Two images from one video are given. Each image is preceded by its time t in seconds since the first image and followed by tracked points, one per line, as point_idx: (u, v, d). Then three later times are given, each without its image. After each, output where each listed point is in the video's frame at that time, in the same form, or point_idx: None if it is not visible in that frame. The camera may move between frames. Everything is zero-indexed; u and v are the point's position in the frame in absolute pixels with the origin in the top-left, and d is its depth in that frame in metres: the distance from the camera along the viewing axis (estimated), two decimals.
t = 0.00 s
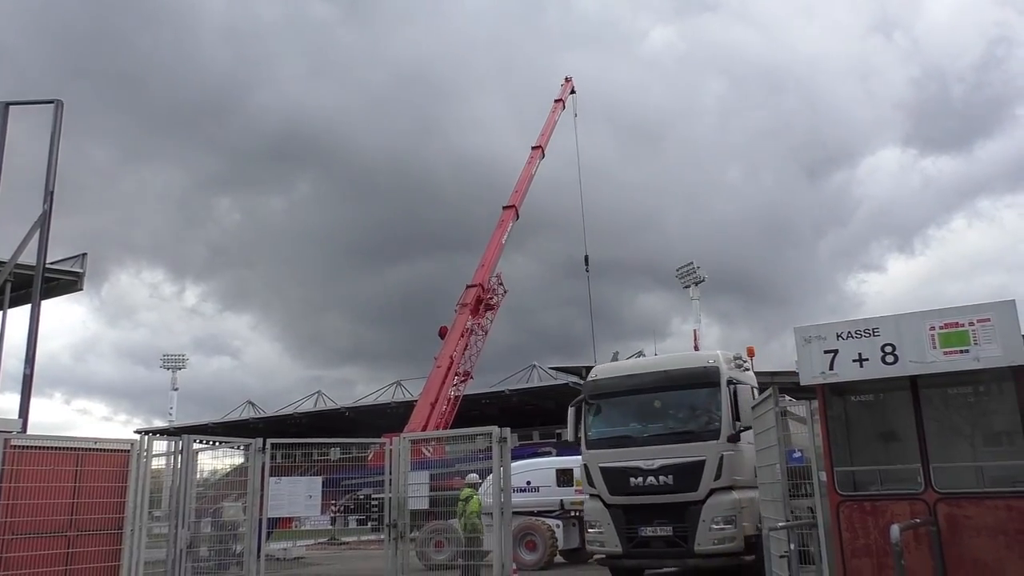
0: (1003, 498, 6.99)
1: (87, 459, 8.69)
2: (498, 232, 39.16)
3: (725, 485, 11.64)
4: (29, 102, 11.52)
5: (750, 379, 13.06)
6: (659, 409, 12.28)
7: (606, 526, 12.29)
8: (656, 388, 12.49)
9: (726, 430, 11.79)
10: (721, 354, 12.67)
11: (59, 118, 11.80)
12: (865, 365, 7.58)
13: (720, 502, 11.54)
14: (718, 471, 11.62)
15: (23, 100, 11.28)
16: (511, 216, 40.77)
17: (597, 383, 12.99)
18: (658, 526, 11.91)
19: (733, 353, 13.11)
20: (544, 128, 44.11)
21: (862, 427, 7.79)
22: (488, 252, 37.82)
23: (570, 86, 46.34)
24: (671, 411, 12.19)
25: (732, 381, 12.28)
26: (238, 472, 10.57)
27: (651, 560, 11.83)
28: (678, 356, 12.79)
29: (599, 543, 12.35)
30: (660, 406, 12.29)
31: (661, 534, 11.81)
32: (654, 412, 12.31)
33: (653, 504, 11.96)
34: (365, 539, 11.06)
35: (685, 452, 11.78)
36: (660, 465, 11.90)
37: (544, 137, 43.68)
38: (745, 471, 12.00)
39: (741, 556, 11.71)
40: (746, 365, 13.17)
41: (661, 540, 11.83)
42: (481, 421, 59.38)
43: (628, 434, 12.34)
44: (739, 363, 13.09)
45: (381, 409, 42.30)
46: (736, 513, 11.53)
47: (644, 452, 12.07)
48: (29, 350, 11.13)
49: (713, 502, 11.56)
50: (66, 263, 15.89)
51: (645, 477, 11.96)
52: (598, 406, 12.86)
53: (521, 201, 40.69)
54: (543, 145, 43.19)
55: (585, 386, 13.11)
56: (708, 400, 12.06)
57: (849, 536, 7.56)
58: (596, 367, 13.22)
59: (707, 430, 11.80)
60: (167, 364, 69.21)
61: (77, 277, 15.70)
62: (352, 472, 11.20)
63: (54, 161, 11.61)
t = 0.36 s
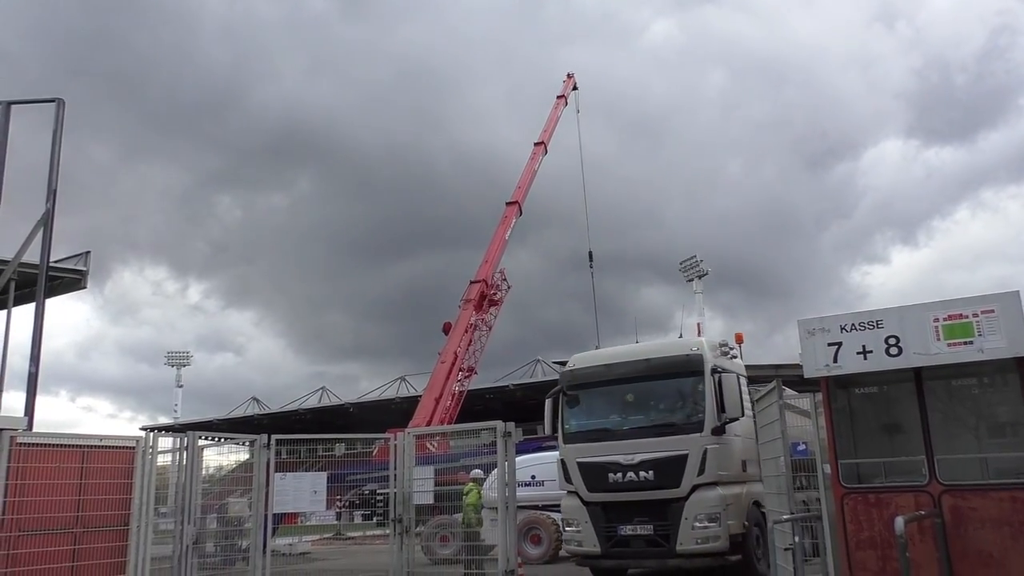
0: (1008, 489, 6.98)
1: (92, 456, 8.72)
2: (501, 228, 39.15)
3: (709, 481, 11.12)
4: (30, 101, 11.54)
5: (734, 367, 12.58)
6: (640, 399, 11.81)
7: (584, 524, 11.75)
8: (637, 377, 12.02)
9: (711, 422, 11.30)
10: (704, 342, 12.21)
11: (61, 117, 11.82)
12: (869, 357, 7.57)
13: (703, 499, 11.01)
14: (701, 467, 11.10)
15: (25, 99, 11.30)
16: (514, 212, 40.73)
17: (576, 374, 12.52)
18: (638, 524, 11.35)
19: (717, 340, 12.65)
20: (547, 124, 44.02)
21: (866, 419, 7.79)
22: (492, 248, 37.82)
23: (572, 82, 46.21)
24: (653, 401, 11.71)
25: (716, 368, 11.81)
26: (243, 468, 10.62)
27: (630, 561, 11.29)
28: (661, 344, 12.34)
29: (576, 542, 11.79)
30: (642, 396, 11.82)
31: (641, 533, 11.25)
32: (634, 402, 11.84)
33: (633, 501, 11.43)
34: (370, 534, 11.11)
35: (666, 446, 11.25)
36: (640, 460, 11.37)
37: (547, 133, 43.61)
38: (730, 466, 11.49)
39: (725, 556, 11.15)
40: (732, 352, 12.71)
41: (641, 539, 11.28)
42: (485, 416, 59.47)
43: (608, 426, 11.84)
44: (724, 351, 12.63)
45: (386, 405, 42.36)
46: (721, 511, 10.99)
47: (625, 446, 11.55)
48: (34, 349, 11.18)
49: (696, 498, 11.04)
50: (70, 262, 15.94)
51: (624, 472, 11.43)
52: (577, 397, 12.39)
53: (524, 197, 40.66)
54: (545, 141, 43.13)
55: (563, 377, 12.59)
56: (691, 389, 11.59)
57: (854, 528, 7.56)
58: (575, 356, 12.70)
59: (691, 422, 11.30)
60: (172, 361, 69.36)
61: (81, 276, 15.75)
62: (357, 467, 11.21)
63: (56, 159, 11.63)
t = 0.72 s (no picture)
0: (1013, 484, 6.94)
1: (98, 450, 8.75)
2: (506, 224, 39.16)
3: (689, 476, 10.61)
4: (35, 96, 11.55)
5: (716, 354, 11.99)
6: (618, 388, 11.33)
7: (558, 522, 11.29)
8: (616, 365, 11.54)
9: (692, 413, 10.79)
10: (687, 327, 11.69)
11: (66, 112, 11.83)
12: (874, 352, 7.54)
13: (682, 495, 10.52)
14: (680, 461, 10.60)
15: (30, 94, 11.32)
16: (519, 208, 40.71)
17: (552, 361, 12.04)
18: (613, 522, 10.90)
19: (700, 325, 12.12)
20: (552, 121, 43.95)
21: (871, 414, 7.76)
22: (496, 244, 37.79)
23: (577, 79, 46.12)
24: (632, 390, 11.24)
25: (697, 355, 11.30)
26: (248, 462, 10.63)
27: (606, 561, 10.84)
28: (642, 330, 11.83)
29: (550, 540, 11.38)
30: (620, 385, 11.35)
31: (616, 531, 10.79)
32: (612, 391, 11.36)
33: (608, 496, 10.98)
34: (374, 529, 11.17)
35: (644, 439, 10.77)
36: (617, 454, 10.91)
37: (552, 129, 43.55)
38: (711, 460, 10.97)
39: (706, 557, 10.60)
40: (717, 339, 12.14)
41: (617, 538, 10.82)
42: (489, 412, 59.56)
43: (584, 417, 11.37)
44: (708, 337, 12.05)
45: (390, 400, 42.45)
46: (701, 507, 10.48)
47: (601, 438, 11.09)
48: (40, 343, 11.21)
49: (675, 494, 10.54)
50: (76, 257, 15.98)
51: (599, 467, 10.98)
52: (553, 386, 11.90)
53: (529, 193, 40.62)
54: (550, 137, 43.10)
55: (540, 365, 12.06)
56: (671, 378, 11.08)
57: (858, 523, 7.56)
58: (552, 344, 12.17)
59: (670, 413, 10.81)
60: (177, 355, 69.50)
61: (86, 271, 15.79)
62: (361, 461, 11.27)
63: (61, 154, 11.64)
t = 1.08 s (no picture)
0: (1016, 477, 6.94)
1: (103, 444, 8.79)
2: (510, 218, 39.16)
3: (666, 470, 8.86)
4: (38, 90, 11.56)
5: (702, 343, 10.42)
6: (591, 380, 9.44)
7: (524, 522, 9.44)
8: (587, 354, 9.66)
9: (670, 403, 9.00)
10: (665, 312, 9.85)
11: (70, 106, 11.85)
12: (877, 344, 7.53)
13: (659, 493, 8.70)
14: (654, 454, 8.81)
15: (33, 88, 11.33)
16: (523, 202, 40.69)
17: (518, 348, 10.17)
18: (583, 522, 9.06)
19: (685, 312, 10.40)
20: (556, 115, 43.87)
21: (875, 406, 7.76)
22: (499, 239, 37.76)
23: (581, 73, 46.00)
24: (604, 382, 9.37)
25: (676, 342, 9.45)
26: (253, 455, 10.67)
27: (575, 565, 9.03)
28: (616, 314, 9.94)
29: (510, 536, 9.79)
30: (592, 376, 9.47)
31: (586, 533, 8.97)
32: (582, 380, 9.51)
33: (579, 495, 9.11)
34: (378, 522, 11.20)
35: (617, 428, 8.98)
36: (588, 448, 9.04)
37: (556, 124, 43.48)
38: (692, 453, 9.25)
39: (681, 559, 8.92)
40: (701, 327, 10.51)
41: (587, 540, 9.01)
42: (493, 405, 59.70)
43: (551, 412, 9.48)
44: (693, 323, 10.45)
45: (394, 393, 42.56)
46: (679, 505, 8.71)
47: (574, 433, 9.21)
48: (45, 337, 11.26)
49: (649, 489, 8.77)
50: (80, 250, 16.03)
51: (569, 462, 9.11)
52: (519, 376, 10.07)
53: (532, 187, 40.58)
54: (554, 132, 43.05)
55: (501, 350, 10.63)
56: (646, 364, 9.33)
57: (861, 516, 7.57)
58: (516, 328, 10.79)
59: (644, 405, 8.98)
60: (181, 349, 69.65)
61: (91, 265, 15.84)
62: (366, 454, 11.31)
63: (65, 147, 11.66)
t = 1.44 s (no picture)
0: None
1: (110, 435, 8.82)
2: (517, 213, 39.11)
3: (640, 472, 8.05)
4: (47, 82, 11.58)
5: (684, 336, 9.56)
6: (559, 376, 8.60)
7: (489, 526, 8.61)
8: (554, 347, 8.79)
9: (642, 400, 8.18)
10: (641, 299, 8.91)
11: (78, 98, 11.86)
12: (885, 341, 7.48)
13: (631, 496, 7.89)
14: (625, 455, 8.00)
15: (42, 80, 11.35)
16: (531, 198, 40.63)
17: (484, 340, 9.32)
18: (550, 527, 8.24)
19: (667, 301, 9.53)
20: (564, 110, 43.75)
21: (882, 403, 7.72)
22: (508, 233, 37.72)
23: (590, 70, 45.84)
24: (572, 378, 8.53)
25: (650, 334, 8.58)
26: (259, 448, 10.69)
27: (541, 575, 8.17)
28: (587, 303, 9.02)
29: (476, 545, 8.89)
30: (559, 370, 8.63)
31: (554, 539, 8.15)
32: (549, 375, 8.68)
33: (546, 497, 8.31)
34: (384, 515, 11.27)
35: (587, 427, 8.18)
36: (555, 448, 8.25)
37: (564, 119, 43.36)
38: (668, 452, 8.44)
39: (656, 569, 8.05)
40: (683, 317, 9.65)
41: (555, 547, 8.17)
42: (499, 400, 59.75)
43: (516, 409, 8.68)
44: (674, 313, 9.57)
45: (401, 387, 42.64)
46: (653, 510, 7.87)
47: (541, 431, 8.42)
48: (53, 329, 11.30)
49: (621, 493, 7.96)
50: (89, 243, 16.09)
51: (535, 463, 8.32)
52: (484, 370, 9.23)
53: (540, 182, 40.50)
54: (562, 127, 42.97)
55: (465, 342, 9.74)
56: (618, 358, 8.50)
57: (868, 513, 7.53)
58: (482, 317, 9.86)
59: (614, 401, 8.18)
60: (189, 342, 69.98)
61: (99, 257, 15.90)
62: (371, 448, 11.36)
63: (73, 139, 11.69)
